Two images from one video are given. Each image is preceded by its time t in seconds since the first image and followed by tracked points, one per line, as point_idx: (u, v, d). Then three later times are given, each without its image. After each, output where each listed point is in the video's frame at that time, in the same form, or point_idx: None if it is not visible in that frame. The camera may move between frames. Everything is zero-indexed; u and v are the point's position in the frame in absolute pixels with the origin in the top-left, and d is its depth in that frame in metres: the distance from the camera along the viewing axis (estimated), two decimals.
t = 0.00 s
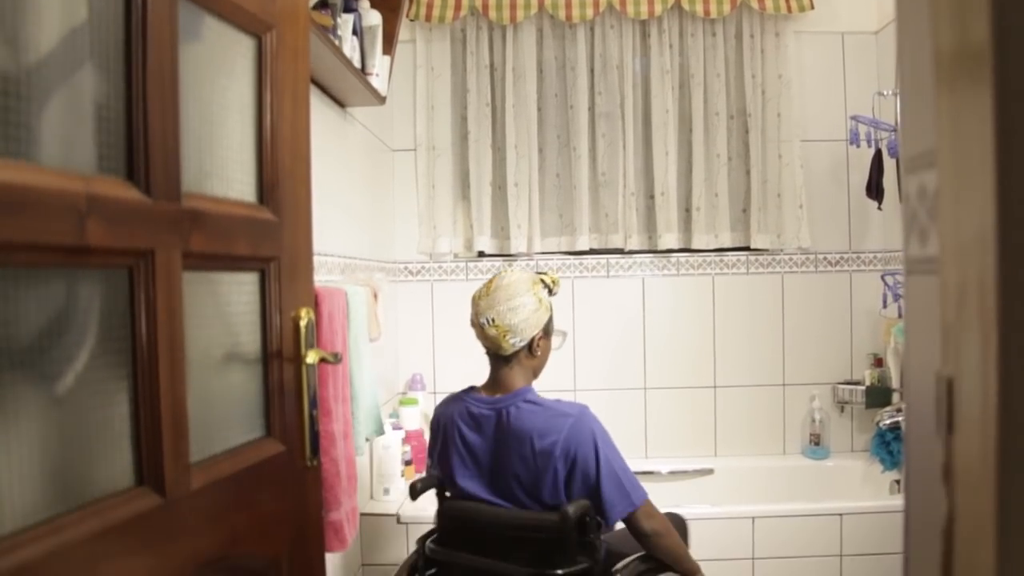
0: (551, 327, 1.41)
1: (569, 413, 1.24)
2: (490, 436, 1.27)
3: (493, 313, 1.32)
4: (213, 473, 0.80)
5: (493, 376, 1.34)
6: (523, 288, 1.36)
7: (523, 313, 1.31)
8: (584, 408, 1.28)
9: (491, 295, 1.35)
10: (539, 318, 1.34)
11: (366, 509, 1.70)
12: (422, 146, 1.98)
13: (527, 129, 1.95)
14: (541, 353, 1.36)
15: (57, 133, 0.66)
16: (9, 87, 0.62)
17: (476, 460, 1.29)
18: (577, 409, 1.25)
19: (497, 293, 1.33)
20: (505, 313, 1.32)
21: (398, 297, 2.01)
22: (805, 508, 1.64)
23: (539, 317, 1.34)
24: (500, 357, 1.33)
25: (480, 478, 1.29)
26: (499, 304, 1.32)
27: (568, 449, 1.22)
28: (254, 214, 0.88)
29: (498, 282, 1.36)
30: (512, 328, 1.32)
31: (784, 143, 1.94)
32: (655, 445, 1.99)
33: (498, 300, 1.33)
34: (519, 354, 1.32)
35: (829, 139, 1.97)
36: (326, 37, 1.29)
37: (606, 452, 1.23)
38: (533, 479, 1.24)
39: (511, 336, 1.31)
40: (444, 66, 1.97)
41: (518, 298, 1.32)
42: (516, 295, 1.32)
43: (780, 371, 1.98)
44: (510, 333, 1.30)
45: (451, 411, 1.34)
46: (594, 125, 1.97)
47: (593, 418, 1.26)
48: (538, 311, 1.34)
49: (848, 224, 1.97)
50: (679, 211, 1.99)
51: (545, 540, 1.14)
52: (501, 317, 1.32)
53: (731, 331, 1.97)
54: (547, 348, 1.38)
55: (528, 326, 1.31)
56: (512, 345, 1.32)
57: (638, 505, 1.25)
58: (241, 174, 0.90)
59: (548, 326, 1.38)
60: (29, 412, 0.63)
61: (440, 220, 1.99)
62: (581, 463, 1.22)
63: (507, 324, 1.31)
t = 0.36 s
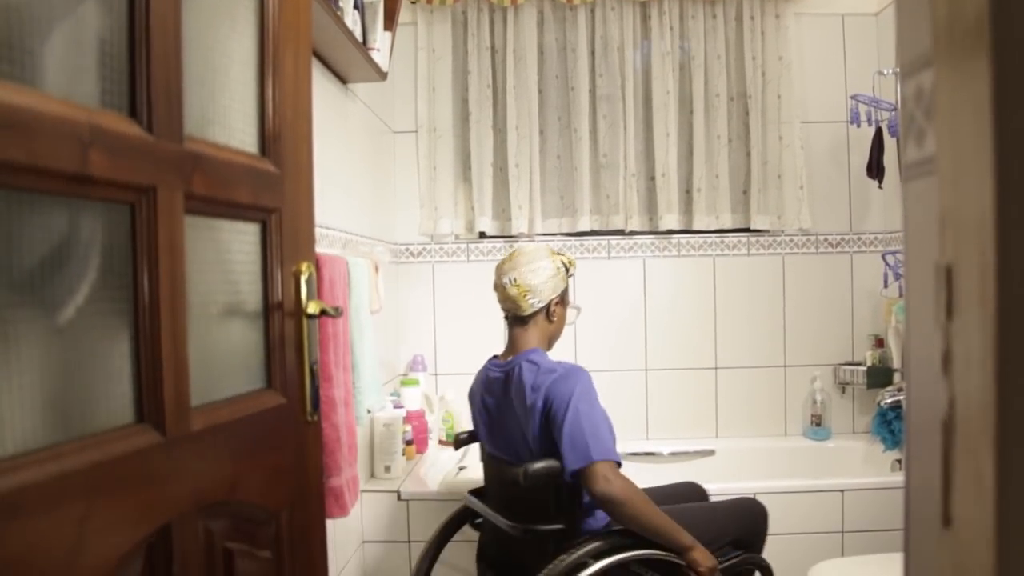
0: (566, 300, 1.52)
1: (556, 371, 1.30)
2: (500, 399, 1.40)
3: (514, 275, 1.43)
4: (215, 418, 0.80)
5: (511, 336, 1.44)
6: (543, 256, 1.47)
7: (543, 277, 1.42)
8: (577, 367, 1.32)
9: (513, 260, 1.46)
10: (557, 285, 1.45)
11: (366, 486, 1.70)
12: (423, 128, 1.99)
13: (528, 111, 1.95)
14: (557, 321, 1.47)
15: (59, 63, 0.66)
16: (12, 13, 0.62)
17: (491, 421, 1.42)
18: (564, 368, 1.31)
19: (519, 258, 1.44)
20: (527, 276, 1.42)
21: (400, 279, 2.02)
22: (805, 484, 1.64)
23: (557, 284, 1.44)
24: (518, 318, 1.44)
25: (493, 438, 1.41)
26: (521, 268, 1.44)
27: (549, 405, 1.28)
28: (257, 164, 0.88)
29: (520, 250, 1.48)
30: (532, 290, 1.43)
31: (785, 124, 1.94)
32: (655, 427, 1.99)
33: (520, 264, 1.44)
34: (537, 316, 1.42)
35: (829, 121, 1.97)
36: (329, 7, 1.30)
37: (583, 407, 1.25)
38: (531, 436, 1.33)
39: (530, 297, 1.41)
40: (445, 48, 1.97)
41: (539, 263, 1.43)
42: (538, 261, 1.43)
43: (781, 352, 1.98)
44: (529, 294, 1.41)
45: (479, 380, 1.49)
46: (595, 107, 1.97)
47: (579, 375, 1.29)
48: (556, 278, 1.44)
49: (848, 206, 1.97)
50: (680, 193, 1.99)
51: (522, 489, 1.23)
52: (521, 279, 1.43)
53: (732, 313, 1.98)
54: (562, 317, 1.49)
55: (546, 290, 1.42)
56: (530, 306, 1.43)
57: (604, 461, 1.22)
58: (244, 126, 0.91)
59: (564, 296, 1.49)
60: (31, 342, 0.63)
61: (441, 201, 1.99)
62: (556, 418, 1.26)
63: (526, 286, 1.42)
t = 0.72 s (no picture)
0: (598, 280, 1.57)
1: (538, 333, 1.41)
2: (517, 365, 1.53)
3: (561, 252, 1.47)
4: (217, 376, 0.80)
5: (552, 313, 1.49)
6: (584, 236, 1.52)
7: (589, 256, 1.47)
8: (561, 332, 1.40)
9: (558, 238, 1.50)
10: (599, 266, 1.50)
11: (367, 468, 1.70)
12: (424, 114, 1.99)
13: (529, 96, 1.96)
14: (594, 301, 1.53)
15: (62, 10, 0.66)
16: None
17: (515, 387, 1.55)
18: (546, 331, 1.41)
19: (565, 237, 1.48)
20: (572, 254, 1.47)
21: (401, 265, 2.03)
22: (805, 466, 1.65)
23: (599, 265, 1.50)
24: (561, 295, 1.49)
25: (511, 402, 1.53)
26: (567, 246, 1.48)
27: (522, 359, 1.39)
28: (258, 126, 0.89)
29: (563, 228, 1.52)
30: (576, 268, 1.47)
31: (785, 110, 1.94)
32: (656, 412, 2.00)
33: (566, 242, 1.48)
34: (579, 293, 1.48)
35: (829, 107, 1.98)
36: None
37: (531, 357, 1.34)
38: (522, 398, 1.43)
39: (576, 275, 1.46)
40: (446, 34, 1.98)
41: (584, 242, 1.49)
42: (583, 240, 1.49)
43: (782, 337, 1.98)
44: (576, 272, 1.46)
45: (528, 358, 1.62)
46: (596, 93, 1.98)
47: (552, 337, 1.38)
48: (598, 259, 1.50)
49: (848, 191, 1.98)
50: (680, 178, 2.00)
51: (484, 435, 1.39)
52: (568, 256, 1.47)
53: (732, 298, 1.98)
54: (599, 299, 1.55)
55: (592, 269, 1.47)
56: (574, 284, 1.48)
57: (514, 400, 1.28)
58: (246, 90, 0.91)
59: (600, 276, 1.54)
60: (38, 288, 0.63)
61: (442, 187, 2.00)
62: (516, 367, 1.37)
63: (573, 264, 1.46)
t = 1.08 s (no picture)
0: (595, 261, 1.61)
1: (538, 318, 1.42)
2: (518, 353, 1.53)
3: (561, 234, 1.50)
4: (219, 342, 0.81)
5: (555, 295, 1.51)
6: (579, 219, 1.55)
7: (587, 236, 1.50)
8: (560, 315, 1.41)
9: (556, 221, 1.52)
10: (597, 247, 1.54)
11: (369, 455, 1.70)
12: (425, 104, 2.00)
13: (530, 86, 1.96)
14: (594, 283, 1.56)
15: None
16: None
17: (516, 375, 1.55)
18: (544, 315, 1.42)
19: (564, 220, 1.51)
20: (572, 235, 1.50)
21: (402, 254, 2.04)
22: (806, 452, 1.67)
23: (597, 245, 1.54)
24: (563, 276, 1.51)
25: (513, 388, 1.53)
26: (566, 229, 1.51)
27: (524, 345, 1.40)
28: (260, 98, 0.90)
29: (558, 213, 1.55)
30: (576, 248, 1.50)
31: (786, 99, 1.94)
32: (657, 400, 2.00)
33: (564, 225, 1.51)
34: (581, 273, 1.51)
35: (829, 96, 1.99)
36: None
37: (535, 344, 1.34)
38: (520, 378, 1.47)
39: (577, 255, 1.49)
40: (446, 24, 1.99)
41: (581, 224, 1.52)
42: (581, 222, 1.52)
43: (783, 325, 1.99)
44: (577, 252, 1.49)
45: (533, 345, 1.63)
46: (596, 83, 1.98)
47: (551, 321, 1.39)
48: (595, 240, 1.54)
49: (848, 180, 1.99)
50: (681, 168, 2.00)
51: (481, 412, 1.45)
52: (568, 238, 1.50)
53: (733, 287, 1.99)
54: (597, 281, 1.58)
55: (591, 249, 1.51)
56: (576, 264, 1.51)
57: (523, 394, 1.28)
58: (248, 63, 0.92)
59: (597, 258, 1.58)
60: (43, 246, 0.64)
61: (443, 175, 2.00)
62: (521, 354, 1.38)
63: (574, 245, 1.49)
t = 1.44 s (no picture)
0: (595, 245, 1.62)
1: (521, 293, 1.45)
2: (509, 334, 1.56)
3: (567, 218, 1.51)
4: (221, 304, 0.82)
5: (556, 276, 1.52)
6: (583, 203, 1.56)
7: (592, 221, 1.51)
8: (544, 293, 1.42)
9: (562, 204, 1.53)
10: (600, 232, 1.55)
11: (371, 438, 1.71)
12: (427, 92, 2.01)
13: (530, 74, 1.97)
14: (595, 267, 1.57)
15: None
16: None
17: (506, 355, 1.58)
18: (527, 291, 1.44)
19: (570, 203, 1.52)
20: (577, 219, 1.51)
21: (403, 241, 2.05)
22: (806, 436, 1.70)
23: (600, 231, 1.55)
24: (564, 259, 1.52)
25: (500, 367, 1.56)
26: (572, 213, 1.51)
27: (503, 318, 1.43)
28: (264, 66, 0.90)
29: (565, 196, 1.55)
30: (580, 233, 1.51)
31: (786, 87, 1.95)
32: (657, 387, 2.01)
33: (570, 209, 1.52)
34: (583, 256, 1.52)
35: (829, 84, 2.00)
36: None
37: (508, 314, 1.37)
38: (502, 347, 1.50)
39: (580, 239, 1.50)
40: (447, 12, 2.00)
41: (587, 209, 1.53)
42: (586, 207, 1.53)
43: (784, 313, 2.00)
44: (581, 237, 1.50)
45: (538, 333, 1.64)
46: (596, 72, 1.99)
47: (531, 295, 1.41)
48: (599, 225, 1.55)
49: (847, 168, 2.00)
50: (681, 156, 2.01)
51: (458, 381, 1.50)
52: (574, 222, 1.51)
53: (734, 275, 2.00)
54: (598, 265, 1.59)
55: (595, 234, 1.52)
56: (578, 248, 1.52)
57: (479, 354, 1.31)
58: (253, 32, 0.92)
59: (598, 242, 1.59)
60: (52, 200, 0.64)
61: (444, 163, 2.01)
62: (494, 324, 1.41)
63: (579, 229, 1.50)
